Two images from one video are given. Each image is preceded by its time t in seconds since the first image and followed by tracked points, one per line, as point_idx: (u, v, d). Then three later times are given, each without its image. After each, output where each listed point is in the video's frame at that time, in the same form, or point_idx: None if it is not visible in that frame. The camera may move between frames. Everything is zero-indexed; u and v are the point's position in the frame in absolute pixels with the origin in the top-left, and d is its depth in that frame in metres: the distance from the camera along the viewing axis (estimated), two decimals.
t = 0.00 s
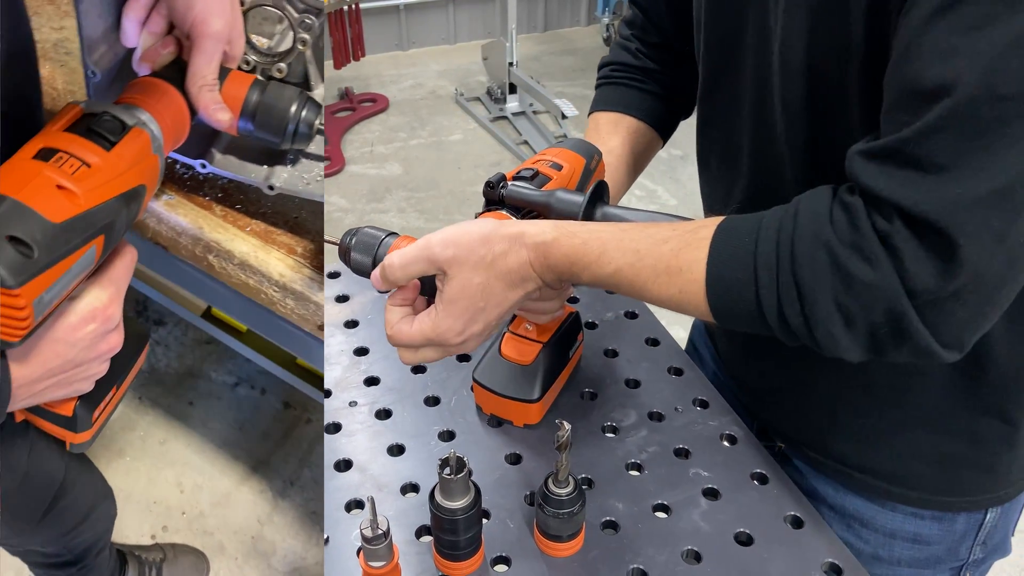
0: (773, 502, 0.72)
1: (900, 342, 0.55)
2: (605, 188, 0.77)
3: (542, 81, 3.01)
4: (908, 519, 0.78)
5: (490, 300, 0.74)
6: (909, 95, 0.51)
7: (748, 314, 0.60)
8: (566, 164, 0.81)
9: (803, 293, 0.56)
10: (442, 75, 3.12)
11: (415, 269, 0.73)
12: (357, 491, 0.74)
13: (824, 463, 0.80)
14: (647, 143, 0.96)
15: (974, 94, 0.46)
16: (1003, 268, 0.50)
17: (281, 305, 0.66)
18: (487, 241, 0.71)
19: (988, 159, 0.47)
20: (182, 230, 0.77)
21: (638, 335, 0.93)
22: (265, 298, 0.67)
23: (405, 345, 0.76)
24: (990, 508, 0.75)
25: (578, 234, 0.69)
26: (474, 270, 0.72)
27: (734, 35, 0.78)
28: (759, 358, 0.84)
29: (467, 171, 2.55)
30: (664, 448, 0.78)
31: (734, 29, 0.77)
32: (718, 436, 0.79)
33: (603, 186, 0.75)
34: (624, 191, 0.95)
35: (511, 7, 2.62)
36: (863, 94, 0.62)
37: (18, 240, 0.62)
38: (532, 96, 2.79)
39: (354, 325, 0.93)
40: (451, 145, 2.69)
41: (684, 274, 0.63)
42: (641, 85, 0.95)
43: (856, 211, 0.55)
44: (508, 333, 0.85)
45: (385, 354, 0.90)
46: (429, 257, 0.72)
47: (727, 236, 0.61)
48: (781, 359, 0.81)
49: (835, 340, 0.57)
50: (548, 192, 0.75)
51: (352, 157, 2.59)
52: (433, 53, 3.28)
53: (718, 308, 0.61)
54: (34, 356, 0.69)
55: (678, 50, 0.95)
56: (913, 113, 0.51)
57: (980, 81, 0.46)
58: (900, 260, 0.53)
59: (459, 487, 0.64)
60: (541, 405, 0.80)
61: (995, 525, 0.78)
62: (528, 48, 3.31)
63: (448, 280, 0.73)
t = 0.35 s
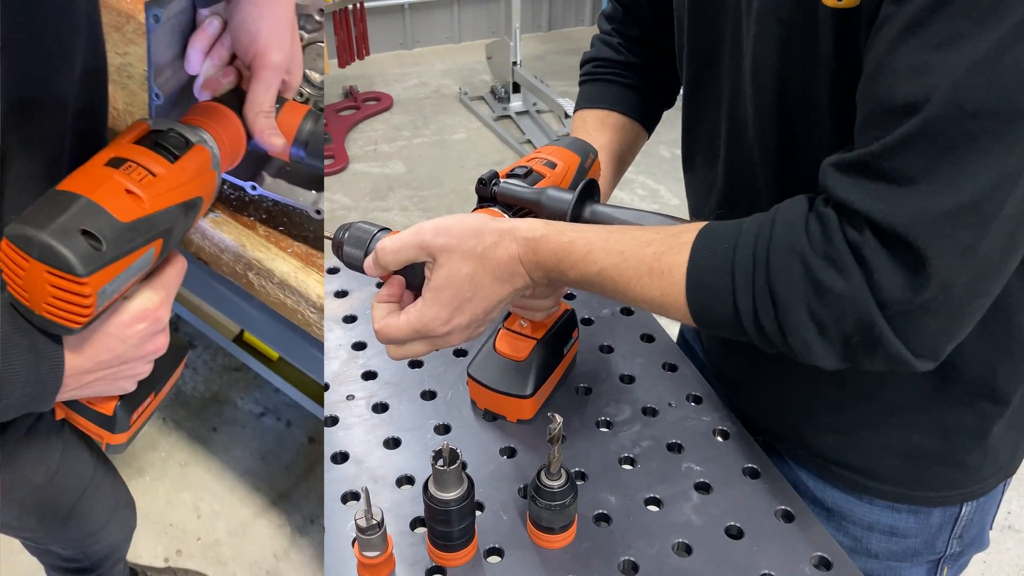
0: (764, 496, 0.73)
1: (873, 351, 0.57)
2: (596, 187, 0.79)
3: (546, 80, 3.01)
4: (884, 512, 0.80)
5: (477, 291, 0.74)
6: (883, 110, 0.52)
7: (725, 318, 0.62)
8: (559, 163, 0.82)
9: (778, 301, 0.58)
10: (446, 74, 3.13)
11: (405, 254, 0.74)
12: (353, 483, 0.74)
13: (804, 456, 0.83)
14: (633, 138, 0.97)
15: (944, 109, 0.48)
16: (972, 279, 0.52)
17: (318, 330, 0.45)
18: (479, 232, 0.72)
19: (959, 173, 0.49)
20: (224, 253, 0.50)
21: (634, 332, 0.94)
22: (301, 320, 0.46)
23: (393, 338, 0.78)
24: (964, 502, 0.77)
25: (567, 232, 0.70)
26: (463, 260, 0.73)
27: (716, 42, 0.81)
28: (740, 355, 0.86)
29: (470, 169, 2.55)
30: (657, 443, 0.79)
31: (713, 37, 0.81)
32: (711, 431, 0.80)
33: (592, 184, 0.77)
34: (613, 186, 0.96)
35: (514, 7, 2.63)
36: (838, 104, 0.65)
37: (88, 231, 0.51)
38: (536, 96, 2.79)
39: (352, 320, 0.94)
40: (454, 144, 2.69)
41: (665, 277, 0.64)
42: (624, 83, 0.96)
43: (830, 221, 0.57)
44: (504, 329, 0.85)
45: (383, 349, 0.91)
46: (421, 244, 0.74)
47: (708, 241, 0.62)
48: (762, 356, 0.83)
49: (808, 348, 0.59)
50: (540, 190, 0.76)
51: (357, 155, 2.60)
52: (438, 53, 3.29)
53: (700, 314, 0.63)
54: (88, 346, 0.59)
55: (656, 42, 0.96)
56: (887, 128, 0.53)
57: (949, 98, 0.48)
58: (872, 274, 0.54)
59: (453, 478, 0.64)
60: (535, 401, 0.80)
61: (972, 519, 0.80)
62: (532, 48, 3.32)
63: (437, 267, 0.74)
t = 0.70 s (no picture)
0: (763, 495, 0.74)
1: (871, 372, 0.58)
2: (599, 185, 0.79)
3: (551, 80, 3.02)
4: (874, 506, 0.82)
5: (485, 294, 0.75)
6: (865, 143, 0.54)
7: (727, 335, 0.62)
8: (563, 161, 0.83)
9: (780, 323, 0.59)
10: (452, 73, 3.14)
11: (427, 267, 0.69)
12: (355, 478, 0.76)
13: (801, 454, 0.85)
14: (641, 133, 0.97)
15: (921, 145, 0.49)
16: (964, 308, 0.53)
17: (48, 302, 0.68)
18: (498, 239, 0.71)
19: (942, 204, 0.50)
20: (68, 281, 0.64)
21: (635, 331, 0.94)
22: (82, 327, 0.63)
23: (414, 356, 0.76)
24: (955, 500, 0.80)
25: (571, 240, 0.71)
26: (480, 268, 0.72)
27: (701, 57, 0.83)
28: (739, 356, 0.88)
29: (475, 168, 2.56)
30: (657, 441, 0.79)
31: (697, 51, 0.83)
32: (711, 430, 0.81)
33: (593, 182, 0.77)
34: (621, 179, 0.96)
35: (520, 7, 2.64)
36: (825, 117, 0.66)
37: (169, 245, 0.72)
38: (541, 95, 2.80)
39: (354, 317, 0.97)
40: (459, 143, 2.69)
41: (669, 292, 0.65)
42: (635, 76, 0.97)
43: (828, 249, 0.58)
44: (506, 328, 0.86)
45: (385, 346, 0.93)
46: (443, 256, 0.69)
47: (712, 260, 0.63)
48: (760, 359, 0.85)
49: (807, 367, 0.60)
50: (544, 186, 0.77)
51: (362, 154, 2.61)
52: (444, 52, 3.30)
53: (705, 331, 0.63)
54: (109, 341, 0.66)
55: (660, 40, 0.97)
56: (872, 158, 0.54)
57: (925, 134, 0.49)
58: (870, 302, 0.55)
59: (453, 474, 0.65)
60: (536, 399, 0.81)
61: (961, 514, 0.82)
62: (538, 48, 3.32)
63: (454, 276, 0.72)
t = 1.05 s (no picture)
0: (767, 498, 0.73)
1: (873, 373, 0.57)
2: (604, 188, 0.80)
3: (557, 82, 3.02)
4: (874, 509, 0.82)
5: (493, 289, 0.75)
6: (865, 138, 0.54)
7: (727, 328, 0.62)
8: (569, 163, 0.83)
9: (778, 316, 0.59)
10: (458, 75, 3.15)
11: (424, 256, 0.75)
12: (359, 479, 0.75)
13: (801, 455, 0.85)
14: (633, 137, 0.96)
15: (922, 137, 0.49)
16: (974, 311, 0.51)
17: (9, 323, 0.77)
18: (494, 232, 0.72)
19: (943, 200, 0.50)
20: None
21: (639, 333, 0.94)
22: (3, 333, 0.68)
23: (419, 346, 0.79)
24: (954, 502, 0.80)
25: (577, 233, 0.71)
26: (480, 260, 0.73)
27: (706, 54, 0.82)
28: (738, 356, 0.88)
29: (481, 170, 2.56)
30: (661, 443, 0.79)
31: (704, 48, 0.82)
32: (714, 432, 0.81)
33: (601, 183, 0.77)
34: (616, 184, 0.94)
35: (525, 8, 2.64)
36: (823, 118, 0.66)
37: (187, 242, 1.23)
38: (547, 97, 2.80)
39: (360, 317, 0.96)
40: (465, 144, 2.70)
41: (672, 285, 0.65)
42: (623, 79, 0.96)
43: (830, 243, 0.58)
44: (513, 330, 0.86)
45: (390, 347, 0.92)
46: (439, 245, 0.74)
47: (715, 254, 0.63)
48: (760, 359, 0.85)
49: (807, 362, 0.59)
50: (549, 188, 0.77)
51: (369, 155, 2.61)
52: (450, 53, 3.31)
53: (702, 325, 0.63)
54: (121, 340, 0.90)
55: (654, 41, 0.96)
56: (874, 156, 0.54)
57: (924, 128, 0.49)
58: (872, 297, 0.55)
59: (456, 475, 0.65)
60: (539, 400, 0.81)
61: (960, 518, 0.82)
62: (544, 49, 3.32)
63: (454, 267, 0.75)
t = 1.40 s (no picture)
0: (772, 503, 0.72)
1: (866, 377, 0.57)
2: (604, 191, 0.79)
3: (562, 85, 3.02)
4: (880, 516, 0.81)
5: (488, 294, 0.73)
6: (871, 145, 0.53)
7: (720, 335, 0.61)
8: (569, 165, 0.81)
9: (772, 325, 0.58)
10: (463, 78, 3.15)
11: (420, 261, 0.72)
12: (359, 482, 0.74)
13: (800, 458, 0.83)
14: (635, 140, 0.95)
15: (931, 146, 0.48)
16: (964, 313, 0.52)
17: None
18: (489, 235, 0.71)
19: (947, 208, 0.49)
20: None
21: (643, 336, 0.93)
22: None
23: (405, 344, 0.76)
24: (959, 510, 0.79)
25: (570, 241, 0.69)
26: (475, 264, 0.71)
27: (708, 56, 0.81)
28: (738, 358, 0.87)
29: (485, 172, 2.55)
30: (665, 448, 0.78)
31: (707, 53, 0.81)
32: (719, 437, 0.80)
33: (598, 186, 0.76)
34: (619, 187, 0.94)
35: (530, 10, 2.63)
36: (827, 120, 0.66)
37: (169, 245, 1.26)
38: (552, 101, 2.79)
39: (362, 319, 0.95)
40: (470, 147, 2.69)
41: (666, 291, 0.63)
42: (625, 82, 0.95)
43: (824, 250, 0.57)
44: (513, 333, 0.85)
45: (392, 349, 0.91)
46: (434, 250, 0.71)
47: (707, 260, 0.62)
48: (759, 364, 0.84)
49: (801, 368, 0.58)
50: (547, 191, 0.76)
51: (373, 157, 2.61)
52: (455, 57, 3.31)
53: (696, 333, 0.62)
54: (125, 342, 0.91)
55: (655, 42, 0.96)
56: (878, 162, 0.53)
57: (933, 136, 0.48)
58: (866, 303, 0.54)
59: (457, 479, 0.64)
60: (539, 404, 0.80)
61: (967, 524, 0.82)
62: (549, 53, 3.32)
63: (449, 272, 0.72)
